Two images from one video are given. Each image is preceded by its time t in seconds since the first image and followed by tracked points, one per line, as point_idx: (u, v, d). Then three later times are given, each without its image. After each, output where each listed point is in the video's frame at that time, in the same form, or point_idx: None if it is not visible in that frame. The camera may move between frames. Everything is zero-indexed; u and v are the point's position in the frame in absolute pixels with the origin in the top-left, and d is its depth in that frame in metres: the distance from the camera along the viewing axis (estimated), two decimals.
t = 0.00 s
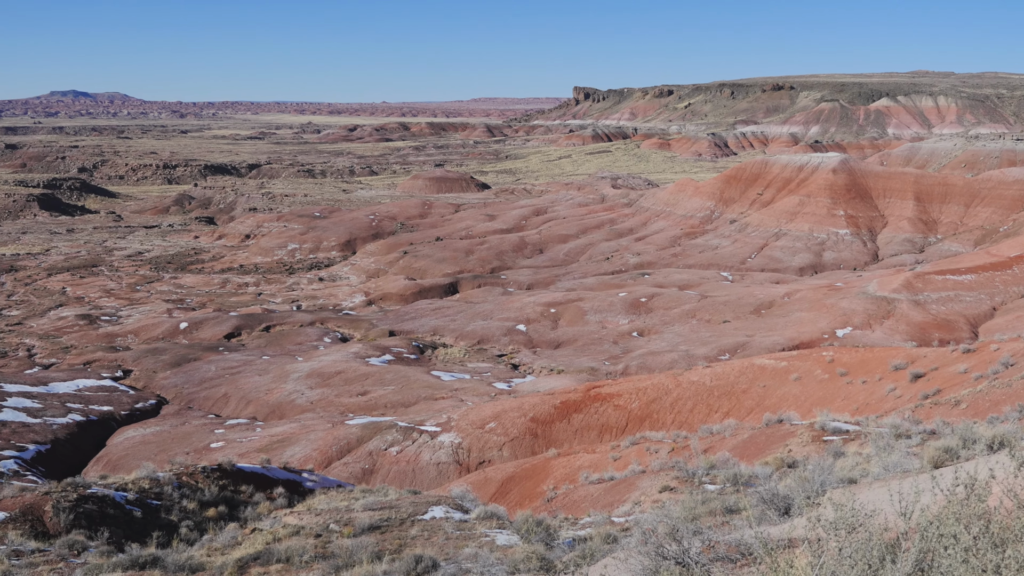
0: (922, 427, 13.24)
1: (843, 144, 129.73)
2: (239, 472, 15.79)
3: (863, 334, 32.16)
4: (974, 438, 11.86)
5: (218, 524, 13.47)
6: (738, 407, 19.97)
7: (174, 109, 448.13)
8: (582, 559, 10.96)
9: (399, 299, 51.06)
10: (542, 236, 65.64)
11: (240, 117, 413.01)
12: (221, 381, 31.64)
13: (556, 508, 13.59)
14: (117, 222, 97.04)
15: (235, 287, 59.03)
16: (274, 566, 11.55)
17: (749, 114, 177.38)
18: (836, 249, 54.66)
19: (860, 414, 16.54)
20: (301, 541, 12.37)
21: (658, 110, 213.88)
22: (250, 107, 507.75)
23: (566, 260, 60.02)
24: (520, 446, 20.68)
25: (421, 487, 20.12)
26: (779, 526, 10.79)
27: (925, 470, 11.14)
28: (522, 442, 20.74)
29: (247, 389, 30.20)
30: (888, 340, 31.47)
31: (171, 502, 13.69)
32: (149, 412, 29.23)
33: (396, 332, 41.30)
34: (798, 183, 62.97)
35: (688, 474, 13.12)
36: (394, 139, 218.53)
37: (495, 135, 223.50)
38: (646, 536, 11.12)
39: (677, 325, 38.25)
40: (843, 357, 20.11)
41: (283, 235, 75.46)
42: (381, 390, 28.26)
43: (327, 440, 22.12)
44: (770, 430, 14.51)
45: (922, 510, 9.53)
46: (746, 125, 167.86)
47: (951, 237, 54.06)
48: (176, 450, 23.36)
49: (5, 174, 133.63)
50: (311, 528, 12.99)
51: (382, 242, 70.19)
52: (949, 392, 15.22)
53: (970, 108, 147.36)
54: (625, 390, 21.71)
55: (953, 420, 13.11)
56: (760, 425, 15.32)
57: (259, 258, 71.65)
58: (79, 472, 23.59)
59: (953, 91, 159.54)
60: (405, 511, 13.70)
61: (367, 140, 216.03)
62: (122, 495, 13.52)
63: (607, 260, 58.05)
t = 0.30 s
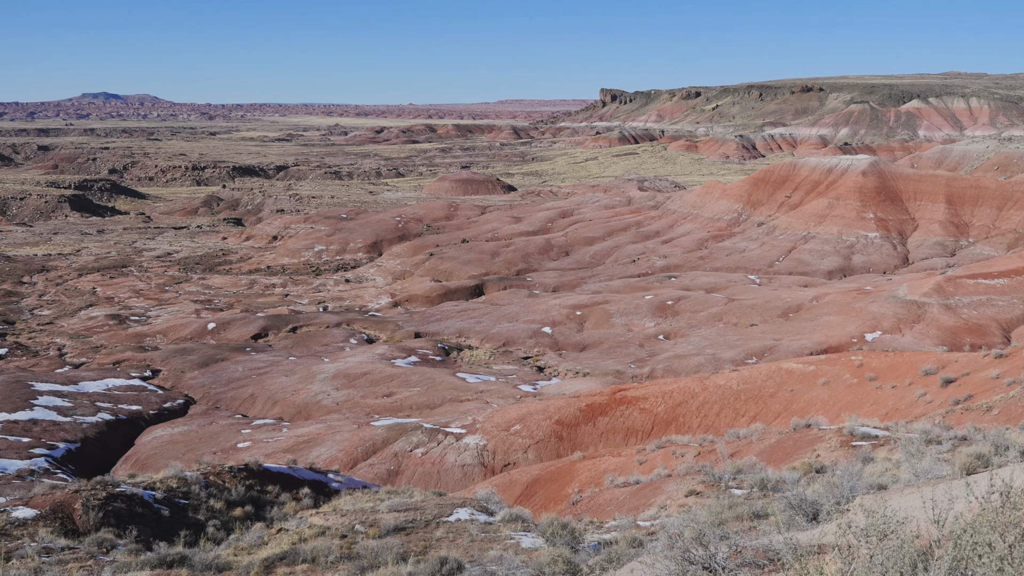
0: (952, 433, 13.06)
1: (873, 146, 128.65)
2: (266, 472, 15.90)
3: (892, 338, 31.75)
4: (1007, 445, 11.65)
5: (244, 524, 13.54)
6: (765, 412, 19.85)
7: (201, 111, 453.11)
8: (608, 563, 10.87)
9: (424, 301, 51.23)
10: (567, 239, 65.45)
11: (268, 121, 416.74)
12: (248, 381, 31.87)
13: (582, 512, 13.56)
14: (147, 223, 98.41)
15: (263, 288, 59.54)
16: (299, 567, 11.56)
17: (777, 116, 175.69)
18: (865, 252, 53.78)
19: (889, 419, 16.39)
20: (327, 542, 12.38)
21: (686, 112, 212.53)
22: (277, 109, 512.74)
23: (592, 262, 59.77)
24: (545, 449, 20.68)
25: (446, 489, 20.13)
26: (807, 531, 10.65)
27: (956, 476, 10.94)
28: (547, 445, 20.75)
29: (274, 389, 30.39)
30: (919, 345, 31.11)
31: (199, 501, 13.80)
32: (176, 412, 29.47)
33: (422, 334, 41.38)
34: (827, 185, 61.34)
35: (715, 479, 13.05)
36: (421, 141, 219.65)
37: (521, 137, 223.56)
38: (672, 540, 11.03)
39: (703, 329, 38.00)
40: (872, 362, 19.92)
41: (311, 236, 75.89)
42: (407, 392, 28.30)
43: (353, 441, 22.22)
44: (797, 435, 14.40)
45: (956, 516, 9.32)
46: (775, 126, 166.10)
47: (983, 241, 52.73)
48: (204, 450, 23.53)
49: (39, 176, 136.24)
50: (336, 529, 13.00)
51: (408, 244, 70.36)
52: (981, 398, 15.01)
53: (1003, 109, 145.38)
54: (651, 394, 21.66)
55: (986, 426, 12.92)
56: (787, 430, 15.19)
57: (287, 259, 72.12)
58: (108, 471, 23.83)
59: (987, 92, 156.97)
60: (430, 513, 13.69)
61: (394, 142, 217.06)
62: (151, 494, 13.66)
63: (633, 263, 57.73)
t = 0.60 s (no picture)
0: (985, 439, 12.87)
1: (904, 147, 127.31)
2: (293, 472, 15.99)
3: (924, 342, 31.29)
4: None
5: (271, 523, 13.63)
6: (793, 416, 19.74)
7: (231, 113, 458.25)
8: (635, 565, 10.78)
9: (451, 303, 51.36)
10: (594, 241, 65.18)
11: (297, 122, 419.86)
12: (276, 381, 32.07)
13: (608, 515, 13.52)
14: (177, 224, 99.62)
15: (291, 289, 60.00)
16: (326, 567, 11.57)
17: (807, 118, 173.71)
18: (896, 255, 52.95)
19: (920, 424, 16.25)
20: (353, 543, 12.39)
21: (714, 114, 211.05)
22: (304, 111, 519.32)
23: (619, 265, 59.40)
24: (571, 451, 20.65)
25: (472, 491, 20.16)
26: (837, 536, 10.51)
27: (990, 483, 10.74)
28: (573, 448, 20.72)
29: (301, 390, 30.54)
30: (950, 350, 30.68)
31: (227, 501, 13.88)
32: (205, 412, 29.73)
33: (448, 336, 41.47)
34: (858, 188, 60.20)
35: (742, 483, 12.95)
36: (449, 143, 220.61)
37: (548, 139, 223.35)
38: (700, 544, 10.91)
39: (731, 332, 37.72)
40: (903, 367, 19.68)
41: (338, 238, 76.16)
42: (434, 394, 28.32)
43: (379, 442, 22.31)
44: (826, 440, 14.28)
45: (991, 524, 9.13)
46: (805, 128, 164.41)
47: (1017, 244, 51.73)
48: (232, 449, 23.70)
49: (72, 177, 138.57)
50: (362, 530, 13.01)
51: (435, 246, 70.47)
52: (1014, 404, 14.80)
53: None
54: (678, 397, 21.57)
55: (1020, 432, 12.72)
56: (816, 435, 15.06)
57: (315, 260, 72.55)
58: (137, 469, 24.11)
59: (1022, 95, 154.49)
60: (456, 515, 13.68)
61: (421, 144, 218.00)
62: (179, 493, 13.78)
63: (660, 265, 57.29)
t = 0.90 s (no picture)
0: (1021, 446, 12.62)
1: (937, 149, 125.33)
2: (320, 473, 16.07)
3: (957, 347, 30.83)
4: None
5: (299, 524, 13.69)
6: (823, 421, 19.58)
7: (259, 116, 463.17)
8: (663, 569, 10.66)
9: (478, 305, 51.50)
10: (621, 243, 64.90)
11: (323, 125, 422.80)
12: (303, 383, 32.28)
13: (635, 519, 13.44)
14: (206, 226, 100.91)
15: (319, 291, 60.48)
16: (353, 568, 11.56)
17: (836, 120, 171.67)
18: (928, 258, 52.14)
19: (952, 430, 16.04)
20: (380, 544, 12.38)
21: (742, 116, 209.36)
22: (330, 114, 523.84)
23: (647, 267, 59.05)
24: (598, 455, 20.61)
25: (498, 493, 20.20)
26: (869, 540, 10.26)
27: None
28: (599, 451, 20.67)
29: (329, 391, 30.70)
30: (984, 355, 30.25)
31: (255, 501, 13.97)
32: (233, 412, 30.00)
33: (475, 339, 41.52)
34: (889, 190, 59.35)
35: (771, 489, 12.81)
36: (475, 146, 221.28)
37: (575, 142, 223.05)
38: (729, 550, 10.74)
39: (760, 336, 37.43)
40: (935, 371, 19.36)
41: (366, 240, 76.55)
42: (460, 396, 28.33)
43: (406, 444, 22.42)
44: (857, 445, 14.12)
45: None
46: (834, 130, 162.56)
47: None
48: (260, 450, 23.87)
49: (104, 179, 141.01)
50: (389, 531, 13.02)
51: (462, 248, 70.58)
52: None
53: None
54: (706, 400, 21.45)
55: None
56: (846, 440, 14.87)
57: (342, 262, 73.11)
58: (166, 469, 24.37)
59: None
60: (482, 517, 13.65)
61: (448, 147, 218.65)
62: (208, 492, 13.89)
63: (688, 268, 56.76)
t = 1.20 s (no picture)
0: None
1: (972, 152, 122.88)
2: (348, 474, 16.16)
3: (993, 352, 30.17)
4: None
5: (327, 525, 13.77)
6: (854, 426, 19.39)
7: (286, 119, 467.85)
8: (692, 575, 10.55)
9: (505, 308, 51.60)
10: (649, 246, 64.61)
11: (348, 127, 424.76)
12: (332, 384, 32.48)
13: (663, 524, 13.37)
14: (237, 228, 102.23)
15: (347, 292, 60.89)
16: (380, 569, 11.58)
17: (868, 121, 169.10)
18: (962, 262, 51.16)
19: (986, 437, 15.81)
20: (407, 545, 12.40)
21: (773, 118, 206.89)
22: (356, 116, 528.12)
23: (675, 270, 58.72)
24: (625, 458, 20.53)
25: (525, 496, 20.22)
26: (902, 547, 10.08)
27: None
28: (627, 455, 20.59)
29: (357, 393, 30.85)
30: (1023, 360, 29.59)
31: (284, 501, 14.08)
32: (262, 413, 30.24)
33: (502, 341, 41.50)
34: (922, 193, 58.63)
35: (801, 495, 12.68)
36: (503, 148, 221.80)
37: (603, 144, 222.49)
38: (758, 556, 10.60)
39: (790, 340, 37.08)
40: (971, 377, 19.04)
41: (394, 242, 77.03)
42: (488, 398, 28.36)
43: (433, 446, 22.52)
44: (889, 451, 13.94)
45: None
46: (866, 132, 160.14)
47: None
48: (288, 451, 24.01)
49: (137, 181, 143.55)
50: (416, 533, 13.05)
51: (490, 250, 70.60)
52: None
53: None
54: (734, 405, 21.32)
55: None
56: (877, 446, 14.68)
57: (371, 264, 73.62)
58: (196, 468, 24.63)
59: None
60: (509, 520, 13.63)
61: (476, 149, 218.88)
62: (238, 492, 14.01)
63: (717, 271, 56.32)
